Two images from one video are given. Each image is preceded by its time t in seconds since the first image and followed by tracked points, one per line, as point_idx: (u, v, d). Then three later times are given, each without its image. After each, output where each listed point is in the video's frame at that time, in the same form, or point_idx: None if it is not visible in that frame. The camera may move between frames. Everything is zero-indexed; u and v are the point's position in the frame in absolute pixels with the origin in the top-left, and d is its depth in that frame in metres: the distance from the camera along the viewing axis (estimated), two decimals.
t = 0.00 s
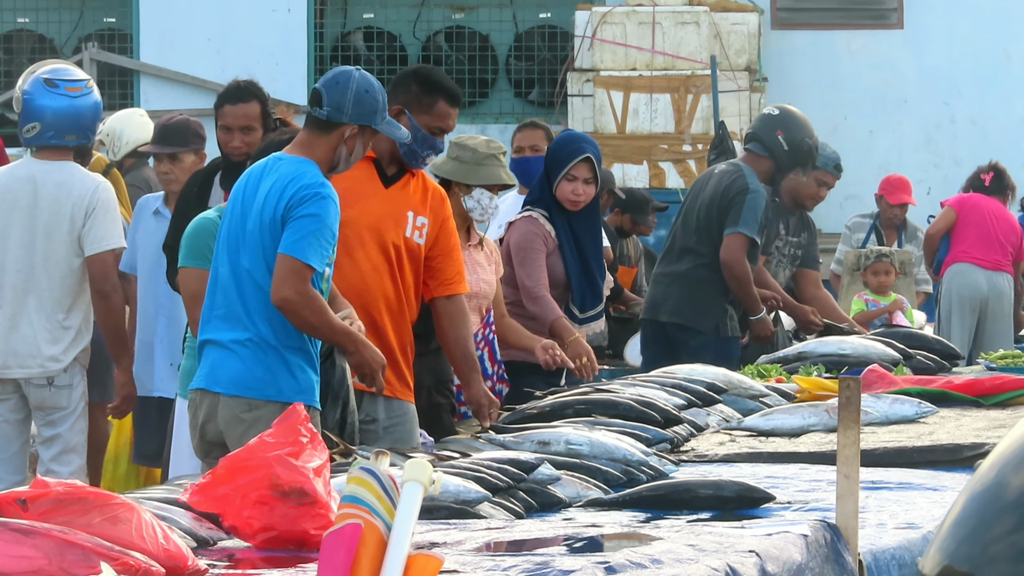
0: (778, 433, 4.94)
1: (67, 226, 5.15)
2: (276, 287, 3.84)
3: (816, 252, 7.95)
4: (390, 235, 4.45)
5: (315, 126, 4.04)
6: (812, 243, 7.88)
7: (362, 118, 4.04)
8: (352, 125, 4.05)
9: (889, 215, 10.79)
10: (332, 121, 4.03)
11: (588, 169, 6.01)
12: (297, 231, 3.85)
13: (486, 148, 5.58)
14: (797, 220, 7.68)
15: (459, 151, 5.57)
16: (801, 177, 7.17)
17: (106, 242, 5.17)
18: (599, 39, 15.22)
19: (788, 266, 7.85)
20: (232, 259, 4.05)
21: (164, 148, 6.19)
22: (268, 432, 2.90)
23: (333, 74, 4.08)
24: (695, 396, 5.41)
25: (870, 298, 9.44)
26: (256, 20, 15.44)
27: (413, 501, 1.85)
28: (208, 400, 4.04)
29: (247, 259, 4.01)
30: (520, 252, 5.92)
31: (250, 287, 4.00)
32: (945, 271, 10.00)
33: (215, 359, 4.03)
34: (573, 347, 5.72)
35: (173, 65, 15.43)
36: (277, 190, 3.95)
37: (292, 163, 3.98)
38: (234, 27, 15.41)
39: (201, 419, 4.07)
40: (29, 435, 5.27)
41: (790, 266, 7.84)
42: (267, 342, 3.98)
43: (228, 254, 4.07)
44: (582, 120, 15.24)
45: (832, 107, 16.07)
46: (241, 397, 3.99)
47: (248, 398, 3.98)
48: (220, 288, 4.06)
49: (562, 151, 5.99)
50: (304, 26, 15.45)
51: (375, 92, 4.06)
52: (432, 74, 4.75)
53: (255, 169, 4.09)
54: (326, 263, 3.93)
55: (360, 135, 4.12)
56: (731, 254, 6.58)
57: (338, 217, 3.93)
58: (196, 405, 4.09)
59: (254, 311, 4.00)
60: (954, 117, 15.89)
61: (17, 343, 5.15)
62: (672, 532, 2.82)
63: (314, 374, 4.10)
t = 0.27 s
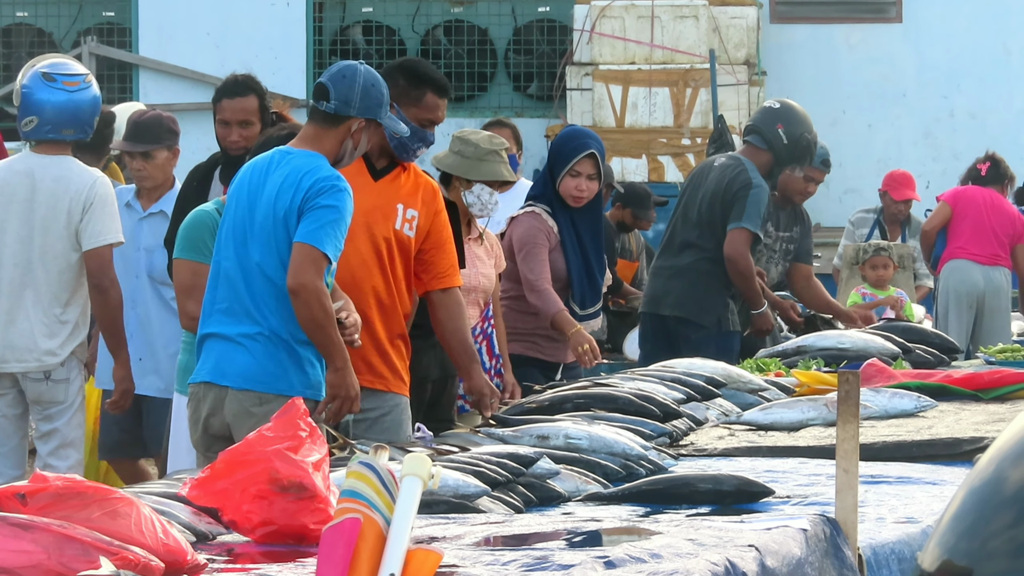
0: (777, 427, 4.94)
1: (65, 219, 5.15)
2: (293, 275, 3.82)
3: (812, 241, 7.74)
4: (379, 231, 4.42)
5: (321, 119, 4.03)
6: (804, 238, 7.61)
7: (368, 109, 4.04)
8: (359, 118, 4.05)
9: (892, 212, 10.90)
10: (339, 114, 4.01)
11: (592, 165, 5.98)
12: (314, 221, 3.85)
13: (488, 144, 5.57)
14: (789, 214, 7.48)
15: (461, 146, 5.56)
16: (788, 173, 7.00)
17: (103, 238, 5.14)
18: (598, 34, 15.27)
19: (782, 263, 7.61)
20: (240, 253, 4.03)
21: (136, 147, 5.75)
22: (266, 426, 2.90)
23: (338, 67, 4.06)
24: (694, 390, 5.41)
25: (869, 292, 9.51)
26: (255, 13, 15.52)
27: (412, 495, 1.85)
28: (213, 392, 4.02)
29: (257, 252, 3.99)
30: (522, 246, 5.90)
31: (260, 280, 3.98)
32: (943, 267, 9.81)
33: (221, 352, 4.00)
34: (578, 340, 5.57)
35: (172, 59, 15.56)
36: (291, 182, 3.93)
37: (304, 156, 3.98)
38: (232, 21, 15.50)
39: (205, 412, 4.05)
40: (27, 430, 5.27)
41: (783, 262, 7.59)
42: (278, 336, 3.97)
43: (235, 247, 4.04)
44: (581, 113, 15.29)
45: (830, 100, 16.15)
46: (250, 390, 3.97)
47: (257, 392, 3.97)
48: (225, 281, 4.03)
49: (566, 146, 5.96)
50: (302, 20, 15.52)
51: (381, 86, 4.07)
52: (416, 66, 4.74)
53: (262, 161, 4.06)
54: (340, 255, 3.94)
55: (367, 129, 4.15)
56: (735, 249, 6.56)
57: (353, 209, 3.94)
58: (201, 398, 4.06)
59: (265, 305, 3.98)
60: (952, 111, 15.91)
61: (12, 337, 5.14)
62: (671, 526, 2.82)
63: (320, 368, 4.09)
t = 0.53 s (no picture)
0: (777, 423, 4.95)
1: (53, 216, 5.15)
2: (298, 264, 3.81)
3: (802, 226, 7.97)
4: (399, 224, 4.47)
5: (325, 115, 4.05)
6: (794, 225, 7.90)
7: (372, 111, 4.03)
8: (360, 117, 4.04)
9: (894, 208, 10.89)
10: (341, 110, 4.02)
11: (602, 167, 5.91)
12: (322, 211, 3.85)
13: (484, 139, 5.57)
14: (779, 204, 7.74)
15: (457, 142, 5.58)
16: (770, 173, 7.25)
17: (91, 233, 5.13)
18: (598, 29, 15.32)
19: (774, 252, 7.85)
20: (243, 245, 4.01)
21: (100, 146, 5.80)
22: (267, 422, 2.89)
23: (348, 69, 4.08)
24: (694, 385, 5.41)
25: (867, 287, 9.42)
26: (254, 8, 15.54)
27: (411, 490, 1.84)
28: (220, 390, 4.01)
29: (262, 245, 3.98)
30: (532, 247, 5.79)
31: (266, 273, 3.97)
32: (940, 263, 9.68)
33: (227, 347, 3.99)
34: (564, 341, 5.59)
35: (171, 54, 15.57)
36: (299, 175, 3.93)
37: (310, 149, 3.98)
38: (230, 17, 15.51)
39: (210, 410, 4.05)
40: (24, 427, 5.27)
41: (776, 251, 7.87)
42: (284, 331, 3.97)
43: (237, 241, 4.02)
44: (581, 109, 15.29)
45: (829, 96, 16.21)
46: (258, 386, 3.97)
47: (266, 388, 3.97)
48: (228, 276, 4.01)
49: (575, 148, 5.88)
50: (302, 16, 15.53)
51: (388, 87, 4.05)
52: (434, 63, 4.91)
53: (266, 155, 4.05)
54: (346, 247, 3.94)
55: (368, 130, 4.11)
56: (740, 247, 6.57)
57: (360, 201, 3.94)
58: (206, 396, 4.05)
59: (271, 300, 3.97)
60: (952, 106, 15.93)
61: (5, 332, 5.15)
62: (671, 522, 2.82)
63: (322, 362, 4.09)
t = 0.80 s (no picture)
0: (775, 424, 4.95)
1: (42, 216, 5.12)
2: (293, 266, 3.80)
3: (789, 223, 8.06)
4: (417, 227, 4.50)
5: (341, 120, 4.07)
6: (783, 224, 8.01)
7: (380, 120, 4.02)
8: (370, 125, 4.03)
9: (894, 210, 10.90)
10: (354, 115, 4.04)
11: (603, 176, 5.92)
12: (321, 215, 3.83)
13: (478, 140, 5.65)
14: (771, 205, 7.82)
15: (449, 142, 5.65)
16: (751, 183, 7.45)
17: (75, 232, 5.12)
18: (596, 31, 15.31)
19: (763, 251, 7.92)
20: (244, 244, 4.00)
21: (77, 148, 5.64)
22: (265, 423, 2.90)
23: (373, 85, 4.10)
24: (692, 387, 5.40)
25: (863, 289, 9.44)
26: (253, 10, 15.62)
27: (410, 491, 1.84)
28: (218, 391, 4.02)
29: (262, 245, 3.97)
30: (533, 253, 5.78)
31: (265, 274, 3.96)
32: (938, 266, 9.66)
33: (225, 347, 4.00)
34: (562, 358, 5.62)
35: (170, 56, 15.60)
36: (301, 178, 3.92)
37: (315, 152, 3.97)
38: (228, 18, 15.56)
39: (209, 411, 4.05)
40: (21, 427, 5.27)
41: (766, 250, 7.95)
42: (280, 334, 3.96)
43: (238, 240, 4.02)
44: (580, 111, 15.37)
45: (828, 98, 16.22)
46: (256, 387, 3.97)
47: (264, 388, 3.97)
48: (229, 275, 4.02)
49: (579, 155, 5.87)
50: (302, 18, 15.58)
51: (402, 102, 4.04)
52: (454, 66, 4.81)
53: (274, 155, 4.05)
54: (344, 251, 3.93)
55: (376, 145, 4.06)
56: (742, 251, 6.57)
57: (360, 206, 3.93)
58: (204, 396, 4.06)
59: (269, 302, 3.96)
60: (951, 108, 15.94)
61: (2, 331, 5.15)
62: (669, 523, 2.82)
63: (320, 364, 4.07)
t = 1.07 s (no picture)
0: (774, 422, 4.95)
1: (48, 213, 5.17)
2: (293, 268, 3.79)
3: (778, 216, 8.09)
4: (428, 224, 4.50)
5: (344, 120, 4.04)
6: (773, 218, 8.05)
7: (389, 121, 4.03)
8: (378, 126, 4.04)
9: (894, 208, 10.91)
10: (359, 117, 4.02)
11: (600, 176, 5.96)
12: (321, 216, 3.82)
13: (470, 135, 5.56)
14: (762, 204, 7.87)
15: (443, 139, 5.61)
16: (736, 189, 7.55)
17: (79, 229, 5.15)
18: (595, 28, 15.46)
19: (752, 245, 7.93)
20: (246, 242, 4.00)
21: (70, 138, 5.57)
22: (264, 420, 2.89)
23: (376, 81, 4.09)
24: (690, 384, 5.40)
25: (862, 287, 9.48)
26: (251, 7, 15.67)
27: (409, 488, 1.83)
28: (214, 386, 4.01)
29: (263, 242, 3.96)
30: (529, 252, 5.76)
31: (266, 272, 3.96)
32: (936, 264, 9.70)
33: (223, 342, 3.99)
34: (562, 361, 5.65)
35: (168, 53, 15.62)
36: (303, 177, 3.90)
37: (319, 152, 3.95)
38: (226, 15, 15.60)
39: (204, 405, 4.05)
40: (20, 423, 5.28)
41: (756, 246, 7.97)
42: (277, 332, 3.95)
43: (241, 237, 4.02)
44: (578, 108, 15.44)
45: (826, 95, 16.25)
46: (253, 383, 3.97)
47: (260, 385, 3.97)
48: (231, 271, 4.02)
49: (577, 155, 5.93)
50: (301, 15, 15.63)
51: (408, 99, 4.06)
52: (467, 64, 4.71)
53: (278, 152, 4.04)
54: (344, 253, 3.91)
55: (387, 142, 4.12)
56: (742, 250, 6.57)
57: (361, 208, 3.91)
58: (201, 390, 4.06)
59: (268, 300, 3.96)
60: (949, 105, 15.94)
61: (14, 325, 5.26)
62: (667, 520, 2.82)
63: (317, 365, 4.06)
